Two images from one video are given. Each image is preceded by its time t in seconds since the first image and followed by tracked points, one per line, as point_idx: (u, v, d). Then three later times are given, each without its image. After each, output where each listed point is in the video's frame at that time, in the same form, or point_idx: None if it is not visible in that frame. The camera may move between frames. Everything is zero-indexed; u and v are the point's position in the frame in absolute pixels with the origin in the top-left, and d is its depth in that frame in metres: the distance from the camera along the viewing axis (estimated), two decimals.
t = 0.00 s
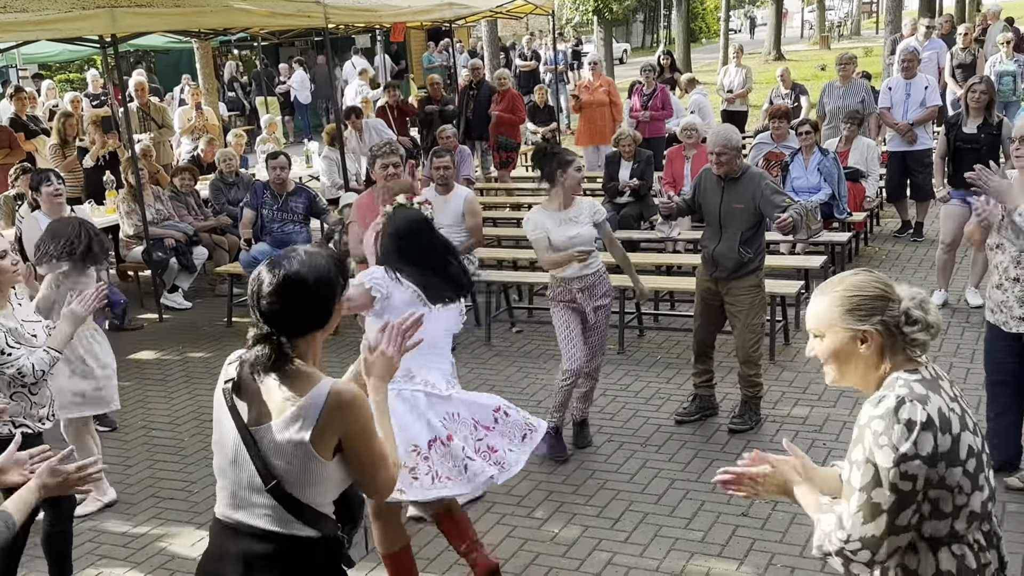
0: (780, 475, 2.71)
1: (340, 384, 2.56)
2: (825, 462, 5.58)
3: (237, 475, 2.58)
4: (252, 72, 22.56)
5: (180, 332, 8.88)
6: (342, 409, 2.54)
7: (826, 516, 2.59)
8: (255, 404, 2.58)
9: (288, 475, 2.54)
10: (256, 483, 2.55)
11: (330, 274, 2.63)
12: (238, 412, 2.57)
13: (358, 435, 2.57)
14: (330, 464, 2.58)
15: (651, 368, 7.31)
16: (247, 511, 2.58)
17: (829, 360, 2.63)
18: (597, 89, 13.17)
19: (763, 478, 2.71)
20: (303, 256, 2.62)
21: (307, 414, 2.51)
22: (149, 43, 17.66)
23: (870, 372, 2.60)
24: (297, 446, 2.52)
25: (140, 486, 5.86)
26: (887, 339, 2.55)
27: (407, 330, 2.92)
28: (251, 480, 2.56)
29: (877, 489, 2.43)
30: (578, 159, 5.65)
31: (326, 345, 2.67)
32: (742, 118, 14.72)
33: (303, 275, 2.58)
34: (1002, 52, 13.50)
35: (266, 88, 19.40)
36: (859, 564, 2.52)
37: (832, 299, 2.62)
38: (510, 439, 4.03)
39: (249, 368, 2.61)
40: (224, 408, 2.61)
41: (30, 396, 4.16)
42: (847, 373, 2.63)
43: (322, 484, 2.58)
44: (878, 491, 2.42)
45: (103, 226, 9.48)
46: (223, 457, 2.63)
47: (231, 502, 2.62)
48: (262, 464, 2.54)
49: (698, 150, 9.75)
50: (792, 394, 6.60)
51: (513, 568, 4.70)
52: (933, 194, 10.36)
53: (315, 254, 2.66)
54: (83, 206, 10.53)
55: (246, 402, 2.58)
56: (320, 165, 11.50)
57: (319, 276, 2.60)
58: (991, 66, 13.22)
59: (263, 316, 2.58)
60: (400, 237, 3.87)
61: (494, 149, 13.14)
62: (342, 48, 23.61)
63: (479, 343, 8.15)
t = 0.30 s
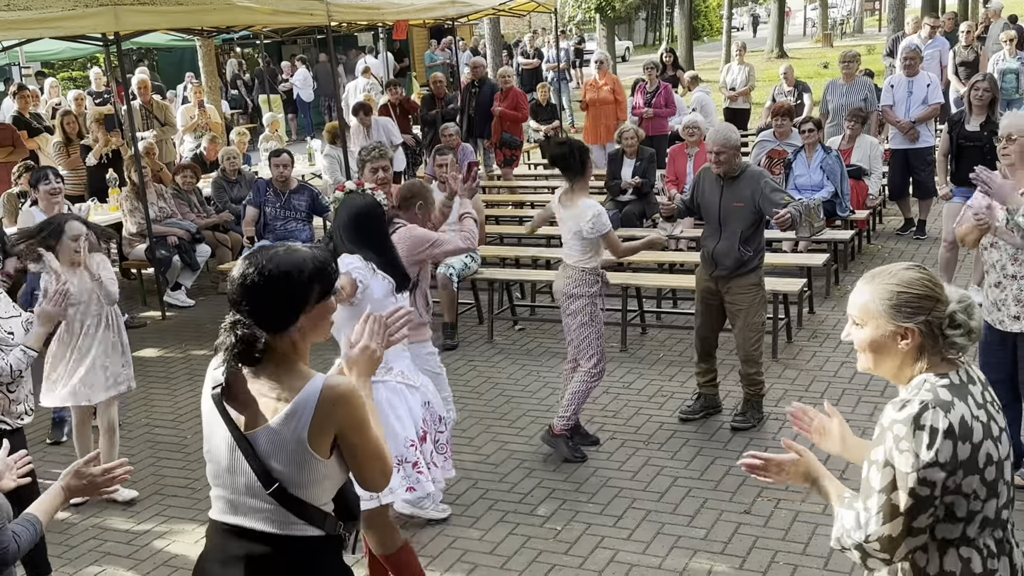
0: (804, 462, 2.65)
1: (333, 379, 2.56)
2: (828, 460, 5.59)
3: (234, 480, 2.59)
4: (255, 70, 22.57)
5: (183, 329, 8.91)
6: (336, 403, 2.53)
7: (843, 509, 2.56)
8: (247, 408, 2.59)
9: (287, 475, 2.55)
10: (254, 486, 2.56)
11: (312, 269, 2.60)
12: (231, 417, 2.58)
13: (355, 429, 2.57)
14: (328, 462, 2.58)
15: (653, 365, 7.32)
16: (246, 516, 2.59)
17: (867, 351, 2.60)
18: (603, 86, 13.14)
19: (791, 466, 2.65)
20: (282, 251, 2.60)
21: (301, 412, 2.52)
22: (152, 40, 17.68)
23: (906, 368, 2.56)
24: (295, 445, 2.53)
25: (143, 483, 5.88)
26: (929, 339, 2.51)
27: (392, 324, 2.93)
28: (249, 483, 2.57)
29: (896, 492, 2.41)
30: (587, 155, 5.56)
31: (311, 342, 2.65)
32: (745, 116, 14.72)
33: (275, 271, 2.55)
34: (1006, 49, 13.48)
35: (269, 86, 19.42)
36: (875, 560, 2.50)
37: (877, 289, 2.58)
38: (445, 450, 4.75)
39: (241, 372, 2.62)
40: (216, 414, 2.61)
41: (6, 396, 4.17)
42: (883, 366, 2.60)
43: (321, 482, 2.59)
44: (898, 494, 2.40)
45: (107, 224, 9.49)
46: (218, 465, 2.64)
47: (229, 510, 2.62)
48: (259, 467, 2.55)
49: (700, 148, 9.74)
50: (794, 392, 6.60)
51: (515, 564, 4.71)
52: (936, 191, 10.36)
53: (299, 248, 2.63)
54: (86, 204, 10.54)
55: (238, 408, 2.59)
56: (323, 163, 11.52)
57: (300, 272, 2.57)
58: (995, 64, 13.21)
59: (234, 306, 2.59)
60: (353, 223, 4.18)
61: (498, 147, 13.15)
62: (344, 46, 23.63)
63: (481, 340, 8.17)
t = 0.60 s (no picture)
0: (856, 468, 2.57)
1: (339, 384, 2.54)
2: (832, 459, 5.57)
3: (240, 484, 2.60)
4: (260, 68, 22.58)
5: (188, 327, 8.91)
6: (342, 409, 2.52)
7: (908, 517, 2.54)
8: (252, 413, 2.57)
9: (293, 480, 2.56)
10: (260, 491, 2.57)
11: (319, 273, 2.62)
12: (236, 422, 2.57)
13: (361, 435, 2.56)
14: (334, 467, 2.58)
15: (657, 364, 7.31)
16: (253, 519, 2.61)
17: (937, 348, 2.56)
18: (602, 85, 13.09)
19: (843, 474, 2.57)
20: (290, 256, 2.62)
21: (308, 418, 2.51)
22: (156, 38, 17.68)
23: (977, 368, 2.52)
24: (302, 451, 2.52)
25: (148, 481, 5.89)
26: (998, 340, 2.47)
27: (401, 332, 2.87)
28: (256, 488, 2.57)
29: (968, 500, 2.37)
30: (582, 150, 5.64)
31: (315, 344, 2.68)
32: (749, 114, 14.70)
33: (285, 276, 2.57)
34: (1011, 47, 13.45)
35: (273, 84, 19.44)
36: (938, 567, 2.48)
37: (946, 288, 2.54)
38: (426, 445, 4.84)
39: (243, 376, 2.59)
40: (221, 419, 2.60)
41: None
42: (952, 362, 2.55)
43: (328, 487, 2.59)
44: (970, 500, 2.36)
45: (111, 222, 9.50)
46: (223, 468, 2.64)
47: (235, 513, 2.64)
48: (266, 474, 2.55)
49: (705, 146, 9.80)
50: (799, 390, 6.60)
51: (520, 563, 4.71)
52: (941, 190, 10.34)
53: (306, 253, 2.65)
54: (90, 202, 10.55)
55: (242, 413, 2.58)
56: (326, 161, 11.51)
57: (307, 278, 2.59)
58: (1000, 62, 13.17)
59: (245, 313, 2.61)
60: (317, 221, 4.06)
61: (502, 145, 13.15)
62: (348, 44, 23.64)
63: (485, 339, 8.17)
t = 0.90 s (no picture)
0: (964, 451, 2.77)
1: (348, 378, 2.56)
2: (837, 458, 5.57)
3: (256, 485, 2.61)
4: (264, 67, 22.61)
5: (192, 326, 8.93)
6: (354, 403, 2.54)
7: (1004, 528, 2.50)
8: (264, 413, 2.59)
9: (309, 476, 2.58)
10: (277, 489, 2.59)
11: (324, 268, 2.63)
12: (248, 423, 2.59)
13: (373, 427, 2.58)
14: (349, 461, 2.60)
15: (661, 363, 7.32)
16: (272, 518, 2.63)
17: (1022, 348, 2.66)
18: (605, 84, 13.11)
19: (931, 483, 2.53)
20: (294, 251, 2.62)
21: (320, 415, 2.52)
22: (161, 37, 17.72)
23: None
24: (317, 447, 2.54)
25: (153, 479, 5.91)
26: None
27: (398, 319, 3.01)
28: (273, 487, 2.59)
29: None
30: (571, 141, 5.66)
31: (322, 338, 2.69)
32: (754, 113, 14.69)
33: (284, 273, 2.57)
34: (1016, 47, 13.43)
35: (278, 83, 19.47)
36: None
37: None
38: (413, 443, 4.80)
39: (252, 377, 2.61)
40: (233, 423, 2.61)
41: None
42: None
43: (344, 480, 2.61)
44: None
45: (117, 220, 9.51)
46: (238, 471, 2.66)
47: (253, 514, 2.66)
48: (282, 472, 2.57)
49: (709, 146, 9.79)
50: (803, 390, 6.59)
51: (524, 561, 4.72)
52: (945, 189, 10.32)
53: (306, 248, 2.64)
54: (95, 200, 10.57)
55: (253, 414, 2.60)
56: (331, 160, 11.52)
57: (314, 271, 2.60)
58: (1005, 61, 13.15)
59: (256, 315, 2.60)
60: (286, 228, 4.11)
61: (507, 144, 13.15)
62: (352, 43, 23.68)
63: (489, 338, 8.18)
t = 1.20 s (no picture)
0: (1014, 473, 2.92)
1: (373, 379, 2.64)
2: (841, 459, 5.57)
3: (284, 487, 2.65)
4: (269, 67, 22.64)
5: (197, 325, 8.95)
6: (381, 403, 2.62)
7: None
8: (290, 417, 2.61)
9: (337, 476, 2.63)
10: (305, 491, 2.63)
11: (334, 268, 2.65)
12: (275, 428, 2.61)
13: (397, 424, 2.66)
14: (373, 461, 2.67)
15: (665, 363, 7.32)
16: (298, 520, 2.66)
17: None
18: (610, 85, 13.17)
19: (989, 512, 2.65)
20: (306, 251, 2.63)
21: (351, 415, 2.59)
22: (165, 36, 17.74)
23: None
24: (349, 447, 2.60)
25: (158, 478, 5.93)
26: None
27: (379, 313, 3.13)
28: (300, 488, 2.63)
29: None
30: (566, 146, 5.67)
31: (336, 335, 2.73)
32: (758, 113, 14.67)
33: (306, 274, 2.58)
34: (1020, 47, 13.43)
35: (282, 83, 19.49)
36: None
37: None
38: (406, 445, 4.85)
39: (275, 381, 2.63)
40: (258, 427, 2.63)
41: None
42: None
43: (368, 479, 2.68)
44: None
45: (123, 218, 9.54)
46: (263, 477, 2.68)
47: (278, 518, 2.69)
48: (310, 473, 2.61)
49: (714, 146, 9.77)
50: (807, 390, 6.59)
51: (528, 561, 4.72)
52: (950, 190, 10.30)
53: (321, 251, 2.67)
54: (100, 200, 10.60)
55: (279, 419, 2.62)
56: (335, 159, 11.53)
57: (328, 272, 2.62)
58: (1010, 62, 13.13)
59: (270, 309, 2.61)
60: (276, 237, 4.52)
61: (511, 144, 13.16)
62: (356, 43, 23.72)
63: (493, 337, 8.19)
